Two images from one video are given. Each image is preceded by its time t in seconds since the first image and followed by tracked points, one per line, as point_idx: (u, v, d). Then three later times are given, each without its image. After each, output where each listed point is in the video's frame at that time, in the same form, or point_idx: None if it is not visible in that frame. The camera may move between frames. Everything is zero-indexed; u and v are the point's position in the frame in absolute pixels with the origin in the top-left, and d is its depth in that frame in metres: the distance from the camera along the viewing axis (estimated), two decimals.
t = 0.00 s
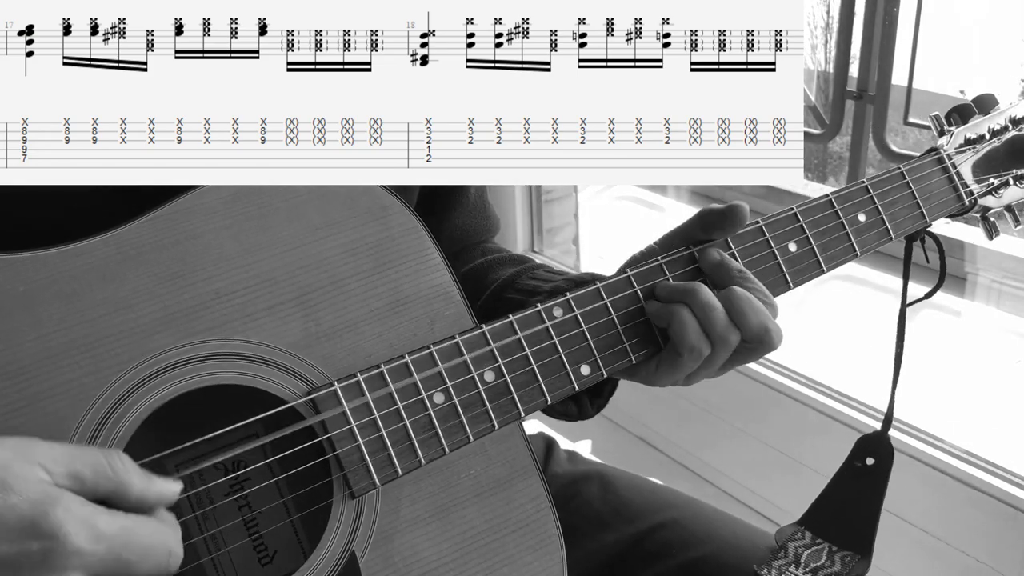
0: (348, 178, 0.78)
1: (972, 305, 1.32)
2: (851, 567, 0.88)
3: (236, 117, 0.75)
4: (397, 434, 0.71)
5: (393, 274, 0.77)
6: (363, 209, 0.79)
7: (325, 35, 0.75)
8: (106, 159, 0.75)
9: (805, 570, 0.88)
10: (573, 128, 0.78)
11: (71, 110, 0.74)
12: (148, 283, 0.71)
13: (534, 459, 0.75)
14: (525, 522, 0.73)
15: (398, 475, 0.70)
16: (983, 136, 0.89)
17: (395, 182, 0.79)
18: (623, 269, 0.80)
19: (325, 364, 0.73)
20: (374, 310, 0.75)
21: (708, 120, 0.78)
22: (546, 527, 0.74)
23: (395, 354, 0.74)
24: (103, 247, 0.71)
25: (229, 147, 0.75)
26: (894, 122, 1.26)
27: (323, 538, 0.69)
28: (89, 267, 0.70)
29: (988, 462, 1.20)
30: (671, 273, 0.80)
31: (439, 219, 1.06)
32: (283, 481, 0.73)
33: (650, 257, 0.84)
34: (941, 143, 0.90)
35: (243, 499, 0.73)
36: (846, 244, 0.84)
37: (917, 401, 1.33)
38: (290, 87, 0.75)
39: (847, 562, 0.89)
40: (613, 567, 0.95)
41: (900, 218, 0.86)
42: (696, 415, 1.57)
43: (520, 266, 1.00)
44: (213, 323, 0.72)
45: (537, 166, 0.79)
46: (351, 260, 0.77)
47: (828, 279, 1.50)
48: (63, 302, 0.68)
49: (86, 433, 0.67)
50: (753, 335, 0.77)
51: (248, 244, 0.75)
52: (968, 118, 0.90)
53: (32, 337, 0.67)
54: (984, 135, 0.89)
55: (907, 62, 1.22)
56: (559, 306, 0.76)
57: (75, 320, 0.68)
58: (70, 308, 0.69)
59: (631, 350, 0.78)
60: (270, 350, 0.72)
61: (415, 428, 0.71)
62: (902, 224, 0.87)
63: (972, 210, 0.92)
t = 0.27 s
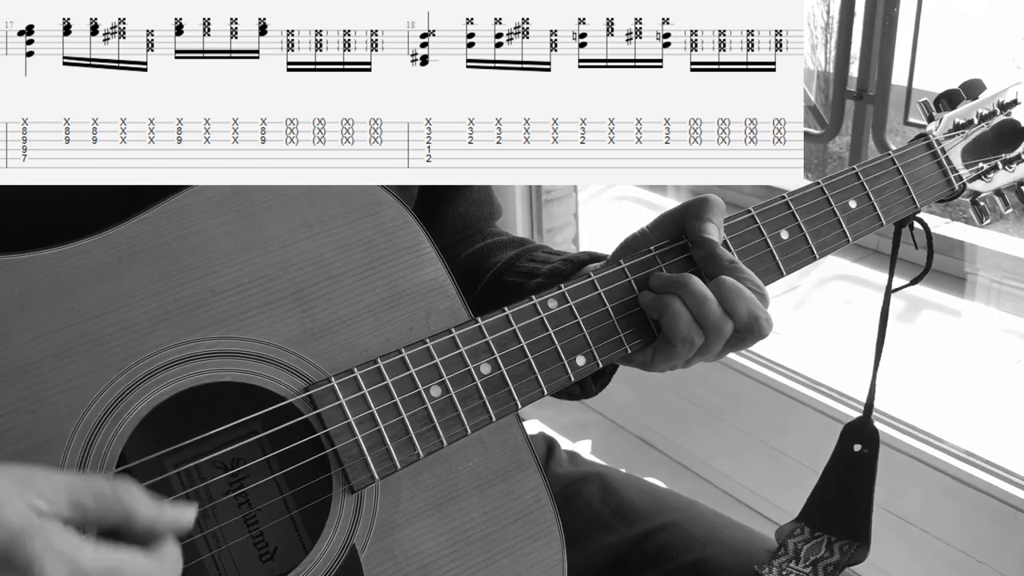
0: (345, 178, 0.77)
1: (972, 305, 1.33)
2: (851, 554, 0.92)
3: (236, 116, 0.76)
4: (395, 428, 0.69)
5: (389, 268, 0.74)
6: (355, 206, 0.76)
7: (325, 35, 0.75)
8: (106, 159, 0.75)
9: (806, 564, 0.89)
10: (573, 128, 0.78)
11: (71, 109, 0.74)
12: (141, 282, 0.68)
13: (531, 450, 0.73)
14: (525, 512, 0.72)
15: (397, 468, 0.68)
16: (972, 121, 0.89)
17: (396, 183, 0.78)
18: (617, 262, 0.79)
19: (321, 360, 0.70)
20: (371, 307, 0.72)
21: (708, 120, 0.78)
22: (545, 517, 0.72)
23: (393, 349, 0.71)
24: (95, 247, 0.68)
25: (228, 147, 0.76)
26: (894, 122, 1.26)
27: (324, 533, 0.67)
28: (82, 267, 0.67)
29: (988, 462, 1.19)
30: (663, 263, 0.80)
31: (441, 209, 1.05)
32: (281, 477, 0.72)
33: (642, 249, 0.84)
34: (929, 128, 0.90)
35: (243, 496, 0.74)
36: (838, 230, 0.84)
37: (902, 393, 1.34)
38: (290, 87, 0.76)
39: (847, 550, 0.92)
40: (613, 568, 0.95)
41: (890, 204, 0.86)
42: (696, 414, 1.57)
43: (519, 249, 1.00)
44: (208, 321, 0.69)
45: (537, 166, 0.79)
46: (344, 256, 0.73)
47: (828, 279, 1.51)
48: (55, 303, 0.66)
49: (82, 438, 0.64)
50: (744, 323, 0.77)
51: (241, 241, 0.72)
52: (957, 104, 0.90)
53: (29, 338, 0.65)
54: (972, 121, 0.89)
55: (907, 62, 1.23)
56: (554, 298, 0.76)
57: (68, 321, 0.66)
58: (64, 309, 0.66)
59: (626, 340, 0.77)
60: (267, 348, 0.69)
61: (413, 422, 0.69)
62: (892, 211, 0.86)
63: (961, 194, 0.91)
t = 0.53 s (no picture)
0: (346, 178, 0.77)
1: (972, 305, 1.34)
2: (846, 552, 0.91)
3: (236, 117, 0.76)
4: (392, 426, 0.68)
5: (385, 267, 0.75)
6: (353, 204, 0.77)
7: (325, 35, 0.75)
8: (106, 159, 0.75)
9: (802, 563, 0.90)
10: (573, 128, 0.78)
11: (71, 109, 0.74)
12: (140, 280, 0.69)
13: (528, 448, 0.73)
14: (523, 510, 0.72)
15: (394, 465, 0.68)
16: (972, 119, 0.89)
17: (394, 182, 0.78)
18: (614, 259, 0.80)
19: (319, 358, 0.70)
20: (367, 304, 0.73)
21: (708, 120, 0.78)
22: (543, 514, 0.72)
23: (390, 346, 0.72)
24: (94, 246, 0.68)
25: (229, 147, 0.76)
26: (894, 122, 1.26)
27: (321, 529, 0.67)
28: (81, 266, 0.68)
29: (988, 462, 1.19)
30: (660, 260, 0.80)
31: (437, 209, 1.05)
32: (278, 475, 0.70)
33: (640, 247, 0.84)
34: (929, 127, 0.90)
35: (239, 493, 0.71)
36: (837, 228, 0.84)
37: (897, 392, 1.34)
38: (291, 87, 0.76)
39: (842, 547, 0.92)
40: (613, 569, 0.95)
41: (890, 201, 0.86)
42: (697, 414, 1.57)
43: (518, 250, 1.00)
44: (205, 319, 0.69)
45: (537, 166, 0.79)
46: (342, 254, 0.74)
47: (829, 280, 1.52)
48: (53, 301, 0.66)
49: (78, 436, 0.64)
50: (742, 320, 0.77)
51: (239, 240, 0.72)
52: (957, 102, 0.90)
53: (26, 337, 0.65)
54: (972, 118, 0.89)
55: (908, 62, 1.23)
56: (551, 296, 0.76)
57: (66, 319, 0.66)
58: (62, 307, 0.66)
59: (624, 338, 0.77)
60: (264, 345, 0.70)
61: (410, 420, 0.69)
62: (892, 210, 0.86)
63: (961, 193, 0.91)
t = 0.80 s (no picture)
0: (343, 179, 0.77)
1: (972, 306, 1.33)
2: (847, 551, 0.91)
3: (236, 117, 0.75)
4: (389, 427, 0.69)
5: (382, 268, 0.75)
6: (350, 207, 0.78)
7: (325, 35, 0.75)
8: (106, 159, 0.75)
9: (803, 561, 0.89)
10: (573, 128, 0.78)
11: (71, 109, 0.74)
12: (137, 284, 0.69)
13: (527, 448, 0.74)
14: (521, 510, 0.72)
15: (391, 466, 0.68)
16: (968, 115, 0.89)
17: (392, 182, 0.78)
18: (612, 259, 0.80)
19: (316, 360, 0.70)
20: (364, 305, 0.73)
21: (708, 120, 0.78)
22: (541, 515, 0.72)
23: (387, 348, 0.72)
24: (91, 251, 0.69)
25: (229, 147, 0.75)
26: (894, 122, 1.26)
27: (319, 531, 0.67)
28: (78, 271, 0.68)
29: (988, 462, 1.19)
30: (657, 259, 0.80)
31: (441, 204, 1.06)
32: (279, 474, 0.69)
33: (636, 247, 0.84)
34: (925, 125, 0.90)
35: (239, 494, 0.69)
36: (834, 226, 0.84)
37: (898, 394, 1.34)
38: (290, 87, 0.75)
39: (843, 547, 0.91)
40: (613, 568, 0.95)
41: (887, 198, 0.86)
42: (697, 414, 1.57)
43: (519, 247, 1.00)
44: (202, 322, 0.70)
45: (537, 166, 0.79)
46: (339, 256, 0.75)
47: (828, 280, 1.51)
48: (51, 306, 0.66)
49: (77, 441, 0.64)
50: (739, 318, 0.76)
51: (236, 243, 0.73)
52: (954, 99, 0.91)
53: (25, 342, 0.65)
54: (971, 114, 0.89)
55: (907, 62, 1.23)
56: (548, 296, 0.76)
57: (64, 324, 0.66)
58: (59, 312, 0.66)
59: (621, 337, 0.77)
60: (262, 348, 0.70)
61: (407, 420, 0.69)
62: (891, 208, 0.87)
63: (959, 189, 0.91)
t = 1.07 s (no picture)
0: (344, 180, 0.77)
1: (972, 306, 1.32)
2: (848, 552, 0.90)
3: (236, 117, 0.76)
4: (390, 429, 0.69)
5: (382, 270, 0.75)
6: (350, 209, 0.77)
7: (325, 35, 0.75)
8: (106, 158, 0.75)
9: (804, 561, 0.89)
10: (573, 128, 0.78)
11: (71, 109, 0.74)
12: (137, 286, 0.69)
13: (528, 450, 0.74)
14: (522, 512, 0.72)
15: (392, 468, 0.68)
16: (968, 118, 0.89)
17: (396, 182, 0.78)
18: (612, 261, 0.80)
19: (316, 362, 0.70)
20: (364, 307, 0.73)
21: (708, 120, 0.78)
22: (542, 517, 0.72)
23: (387, 350, 0.72)
24: (91, 253, 0.69)
25: (229, 147, 0.76)
26: (894, 122, 1.26)
27: (319, 534, 0.67)
28: (79, 273, 0.68)
29: (988, 462, 1.19)
30: (658, 261, 0.80)
31: (442, 206, 1.05)
32: (279, 477, 0.69)
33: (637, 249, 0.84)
34: (926, 126, 0.90)
35: (240, 496, 0.69)
36: (835, 228, 0.84)
37: (904, 395, 1.34)
38: (290, 87, 0.75)
39: (845, 548, 0.91)
40: (613, 567, 0.95)
41: (889, 201, 0.86)
42: (696, 414, 1.57)
43: (519, 248, 1.00)
44: (202, 324, 0.69)
45: (537, 166, 0.80)
46: (339, 259, 0.75)
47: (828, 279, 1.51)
48: (52, 307, 0.66)
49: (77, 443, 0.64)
50: (740, 319, 0.76)
51: (236, 245, 0.73)
52: (956, 100, 0.90)
53: (26, 344, 0.65)
54: (971, 117, 0.89)
55: (907, 62, 1.23)
56: (549, 298, 0.76)
57: (64, 326, 0.66)
58: (60, 314, 0.66)
59: (622, 339, 0.77)
60: (262, 350, 0.70)
61: (408, 422, 0.70)
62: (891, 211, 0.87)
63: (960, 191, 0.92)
